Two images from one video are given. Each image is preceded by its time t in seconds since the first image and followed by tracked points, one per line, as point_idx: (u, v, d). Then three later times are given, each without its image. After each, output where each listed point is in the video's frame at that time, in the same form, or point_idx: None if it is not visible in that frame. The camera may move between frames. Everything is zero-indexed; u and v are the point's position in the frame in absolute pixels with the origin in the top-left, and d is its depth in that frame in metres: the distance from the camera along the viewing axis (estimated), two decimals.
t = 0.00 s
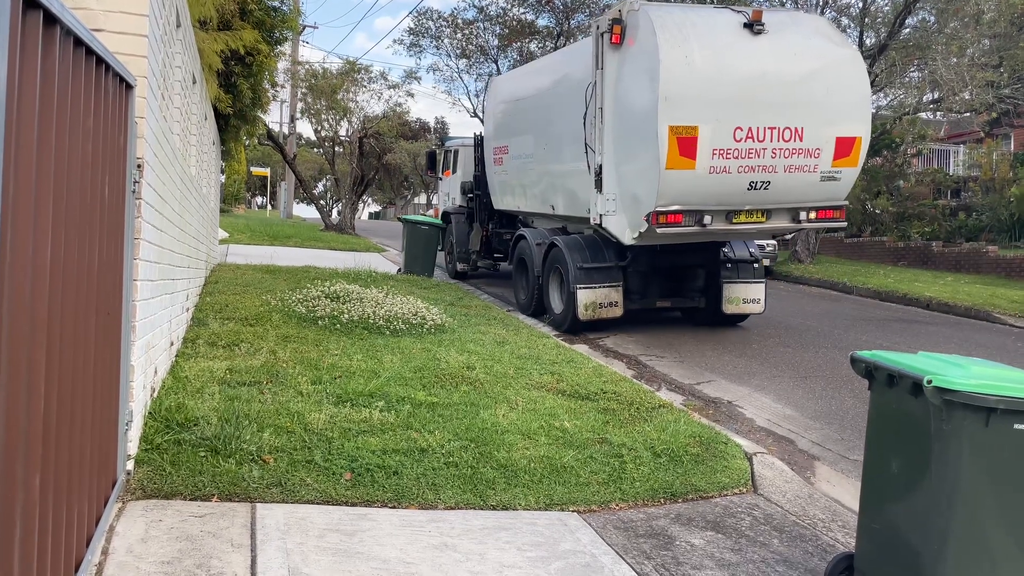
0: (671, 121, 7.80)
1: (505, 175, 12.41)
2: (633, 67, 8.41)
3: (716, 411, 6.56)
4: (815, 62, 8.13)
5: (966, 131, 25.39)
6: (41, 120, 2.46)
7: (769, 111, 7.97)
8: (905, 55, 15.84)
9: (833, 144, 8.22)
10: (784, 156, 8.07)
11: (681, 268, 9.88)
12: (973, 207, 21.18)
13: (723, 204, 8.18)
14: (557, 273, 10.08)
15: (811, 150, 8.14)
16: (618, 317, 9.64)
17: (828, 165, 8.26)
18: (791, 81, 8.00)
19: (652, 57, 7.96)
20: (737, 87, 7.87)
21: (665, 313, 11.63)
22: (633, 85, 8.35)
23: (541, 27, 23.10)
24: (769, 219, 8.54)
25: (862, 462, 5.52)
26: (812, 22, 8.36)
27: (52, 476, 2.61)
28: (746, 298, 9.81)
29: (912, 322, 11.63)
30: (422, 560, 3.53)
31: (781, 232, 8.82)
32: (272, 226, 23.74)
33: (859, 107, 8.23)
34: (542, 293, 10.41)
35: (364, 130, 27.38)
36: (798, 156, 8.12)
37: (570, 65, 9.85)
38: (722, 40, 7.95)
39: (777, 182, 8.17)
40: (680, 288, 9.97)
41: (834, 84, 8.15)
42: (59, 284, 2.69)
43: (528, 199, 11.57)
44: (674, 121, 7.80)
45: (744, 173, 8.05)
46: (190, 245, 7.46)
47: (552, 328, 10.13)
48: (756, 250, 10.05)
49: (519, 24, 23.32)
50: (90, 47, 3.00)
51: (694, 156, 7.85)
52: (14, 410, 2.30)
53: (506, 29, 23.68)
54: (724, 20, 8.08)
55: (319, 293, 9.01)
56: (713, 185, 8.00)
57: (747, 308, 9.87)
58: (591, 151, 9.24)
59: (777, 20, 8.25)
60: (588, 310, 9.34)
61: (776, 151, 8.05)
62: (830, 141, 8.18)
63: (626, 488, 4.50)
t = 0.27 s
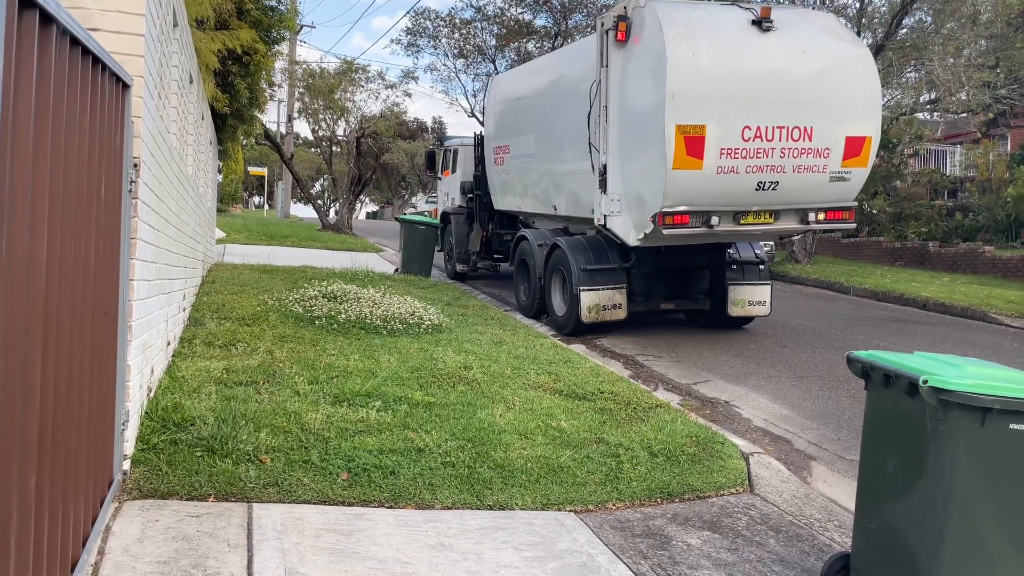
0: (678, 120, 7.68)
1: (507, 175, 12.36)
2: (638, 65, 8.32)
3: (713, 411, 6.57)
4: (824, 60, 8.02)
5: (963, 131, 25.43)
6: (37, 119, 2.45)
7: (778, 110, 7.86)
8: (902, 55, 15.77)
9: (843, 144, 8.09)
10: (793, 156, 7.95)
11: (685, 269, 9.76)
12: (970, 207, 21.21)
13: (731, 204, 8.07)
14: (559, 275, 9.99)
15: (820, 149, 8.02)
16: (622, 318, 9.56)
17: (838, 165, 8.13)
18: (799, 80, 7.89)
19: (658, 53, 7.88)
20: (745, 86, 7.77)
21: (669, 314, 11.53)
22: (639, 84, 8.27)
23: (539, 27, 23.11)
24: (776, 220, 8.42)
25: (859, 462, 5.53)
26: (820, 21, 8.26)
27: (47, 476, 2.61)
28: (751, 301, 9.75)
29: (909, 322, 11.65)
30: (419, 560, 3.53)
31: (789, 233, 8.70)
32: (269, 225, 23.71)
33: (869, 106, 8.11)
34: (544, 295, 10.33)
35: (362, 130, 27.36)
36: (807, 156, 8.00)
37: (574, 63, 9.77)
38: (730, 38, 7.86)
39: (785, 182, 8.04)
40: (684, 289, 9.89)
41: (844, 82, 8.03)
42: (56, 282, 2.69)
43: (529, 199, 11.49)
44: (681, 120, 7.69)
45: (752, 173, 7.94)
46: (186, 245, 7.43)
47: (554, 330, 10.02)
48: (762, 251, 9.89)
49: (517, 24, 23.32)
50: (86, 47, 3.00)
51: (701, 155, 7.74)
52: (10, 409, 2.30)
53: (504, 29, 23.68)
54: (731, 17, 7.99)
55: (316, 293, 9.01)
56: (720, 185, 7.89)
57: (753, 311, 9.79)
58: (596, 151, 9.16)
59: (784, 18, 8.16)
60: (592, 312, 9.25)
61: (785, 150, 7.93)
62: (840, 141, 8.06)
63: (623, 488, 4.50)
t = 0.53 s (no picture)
0: (684, 119, 7.52)
1: (507, 175, 12.33)
2: (641, 64, 8.20)
3: (709, 411, 6.58)
4: (831, 57, 7.88)
5: (958, 132, 25.51)
6: (32, 119, 2.45)
7: (785, 109, 7.73)
8: (896, 56, 15.77)
9: (852, 143, 7.96)
10: (800, 156, 7.82)
11: (689, 271, 9.64)
12: (965, 208, 21.26)
13: (738, 205, 7.96)
14: (561, 278, 9.91)
15: (828, 149, 7.90)
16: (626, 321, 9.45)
17: (846, 165, 8.01)
18: (807, 79, 7.75)
19: (661, 51, 7.75)
20: (752, 85, 7.61)
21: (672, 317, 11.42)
22: (641, 83, 8.16)
23: (535, 27, 23.11)
24: (783, 221, 8.31)
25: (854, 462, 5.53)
26: (828, 18, 8.11)
27: (42, 476, 2.60)
28: (756, 302, 9.63)
29: (904, 322, 11.67)
30: (414, 560, 3.53)
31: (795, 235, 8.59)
32: (265, 226, 23.69)
33: (877, 104, 7.97)
34: (546, 298, 10.25)
35: (358, 130, 27.35)
36: (815, 156, 7.88)
37: (578, 61, 9.65)
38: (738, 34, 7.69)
39: (792, 182, 7.91)
40: (689, 291, 9.76)
41: (852, 80, 7.90)
42: (50, 281, 2.68)
43: (530, 198, 11.45)
44: (688, 119, 7.53)
45: (759, 173, 7.80)
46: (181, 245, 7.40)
47: (555, 333, 9.95)
48: (765, 253, 9.85)
49: (513, 24, 23.33)
50: (81, 47, 2.99)
51: (707, 156, 7.59)
52: (6, 409, 2.30)
53: (500, 29, 23.68)
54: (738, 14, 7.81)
55: (312, 293, 9.01)
56: (727, 185, 7.75)
57: (758, 313, 9.69)
58: (599, 150, 9.07)
59: (792, 15, 7.99)
60: (594, 315, 9.16)
61: (793, 150, 7.80)
62: (848, 140, 7.92)
63: (619, 488, 4.51)
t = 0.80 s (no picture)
0: (689, 119, 7.43)
1: (505, 175, 12.31)
2: (643, 62, 8.13)
3: (703, 411, 6.58)
4: (837, 56, 7.80)
5: (951, 132, 25.61)
6: (23, 119, 2.44)
7: (791, 108, 7.64)
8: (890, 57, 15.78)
9: (858, 143, 7.88)
10: (806, 156, 7.74)
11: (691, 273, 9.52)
12: (958, 208, 21.32)
13: (742, 206, 7.86)
14: (561, 280, 9.85)
15: (833, 149, 7.82)
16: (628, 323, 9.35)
17: (852, 165, 7.93)
18: (812, 77, 7.67)
19: (663, 49, 7.67)
20: (756, 83, 7.53)
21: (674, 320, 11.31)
22: (644, 81, 8.08)
23: (530, 28, 23.13)
24: (788, 223, 8.20)
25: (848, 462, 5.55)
26: (833, 16, 8.03)
27: (34, 477, 2.59)
28: (759, 304, 9.57)
29: (898, 322, 11.71)
30: (409, 561, 3.52)
31: (800, 236, 8.49)
32: (260, 227, 23.66)
33: (884, 104, 7.89)
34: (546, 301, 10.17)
35: (353, 130, 27.33)
36: (821, 156, 7.79)
37: (579, 60, 9.58)
38: (742, 33, 7.61)
39: (798, 183, 7.82)
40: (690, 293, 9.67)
41: (858, 79, 7.82)
42: (42, 280, 2.67)
43: (530, 199, 11.40)
44: (692, 119, 7.44)
45: (764, 174, 7.71)
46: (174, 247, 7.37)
47: (556, 337, 9.85)
48: (768, 255, 9.74)
49: (508, 25, 23.34)
50: (73, 47, 2.98)
51: (712, 156, 7.50)
52: None
53: (494, 30, 23.69)
54: (743, 12, 7.72)
55: (306, 294, 9.00)
56: (731, 186, 7.66)
57: (761, 315, 9.63)
58: (600, 150, 8.99)
59: (796, 13, 7.92)
60: (596, 318, 9.06)
61: (798, 150, 7.72)
62: (854, 140, 7.85)
63: (614, 488, 4.51)
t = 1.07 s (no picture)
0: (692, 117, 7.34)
1: (501, 176, 12.28)
2: (644, 60, 8.06)
3: (697, 411, 6.59)
4: (841, 53, 7.70)
5: (943, 133, 25.71)
6: (12, 120, 2.42)
7: (795, 107, 7.55)
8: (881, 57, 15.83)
9: (863, 142, 7.78)
10: (811, 155, 7.64)
11: (693, 275, 9.45)
12: (950, 208, 21.38)
13: (745, 207, 7.78)
14: (560, 282, 9.76)
15: (838, 149, 7.71)
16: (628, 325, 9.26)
17: (857, 165, 7.83)
18: (817, 75, 7.57)
19: (665, 46, 7.60)
20: (760, 82, 7.44)
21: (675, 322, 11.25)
22: (645, 78, 8.01)
23: (523, 29, 23.13)
24: (792, 224, 8.13)
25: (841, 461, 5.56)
26: (836, 13, 7.94)
27: (25, 479, 2.58)
28: (761, 306, 9.48)
29: (891, 322, 11.74)
30: (402, 563, 3.52)
31: (804, 237, 8.42)
32: (253, 228, 23.62)
33: (890, 102, 7.79)
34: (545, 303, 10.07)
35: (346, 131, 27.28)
36: (825, 155, 7.69)
37: (578, 58, 9.49)
38: (745, 30, 7.52)
39: (802, 183, 7.73)
40: (691, 295, 9.60)
41: (863, 76, 7.72)
42: (32, 282, 2.65)
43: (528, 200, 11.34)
44: (694, 118, 7.35)
45: (768, 174, 7.62)
46: (167, 249, 7.35)
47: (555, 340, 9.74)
48: (769, 256, 9.69)
49: (501, 26, 23.34)
50: (63, 48, 2.96)
51: (715, 155, 7.42)
52: None
53: (488, 30, 23.69)
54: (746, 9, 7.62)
55: (299, 295, 8.98)
56: (734, 186, 7.58)
57: (763, 317, 9.55)
58: (600, 150, 8.91)
59: (799, 9, 7.82)
60: (596, 320, 8.96)
61: (803, 149, 7.62)
62: (859, 139, 7.75)
63: (607, 489, 4.51)
